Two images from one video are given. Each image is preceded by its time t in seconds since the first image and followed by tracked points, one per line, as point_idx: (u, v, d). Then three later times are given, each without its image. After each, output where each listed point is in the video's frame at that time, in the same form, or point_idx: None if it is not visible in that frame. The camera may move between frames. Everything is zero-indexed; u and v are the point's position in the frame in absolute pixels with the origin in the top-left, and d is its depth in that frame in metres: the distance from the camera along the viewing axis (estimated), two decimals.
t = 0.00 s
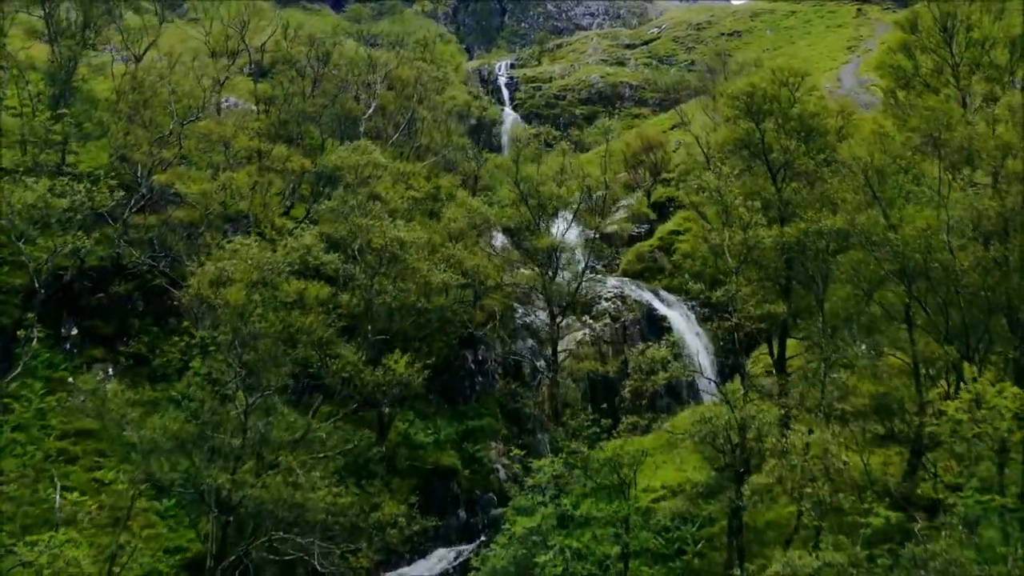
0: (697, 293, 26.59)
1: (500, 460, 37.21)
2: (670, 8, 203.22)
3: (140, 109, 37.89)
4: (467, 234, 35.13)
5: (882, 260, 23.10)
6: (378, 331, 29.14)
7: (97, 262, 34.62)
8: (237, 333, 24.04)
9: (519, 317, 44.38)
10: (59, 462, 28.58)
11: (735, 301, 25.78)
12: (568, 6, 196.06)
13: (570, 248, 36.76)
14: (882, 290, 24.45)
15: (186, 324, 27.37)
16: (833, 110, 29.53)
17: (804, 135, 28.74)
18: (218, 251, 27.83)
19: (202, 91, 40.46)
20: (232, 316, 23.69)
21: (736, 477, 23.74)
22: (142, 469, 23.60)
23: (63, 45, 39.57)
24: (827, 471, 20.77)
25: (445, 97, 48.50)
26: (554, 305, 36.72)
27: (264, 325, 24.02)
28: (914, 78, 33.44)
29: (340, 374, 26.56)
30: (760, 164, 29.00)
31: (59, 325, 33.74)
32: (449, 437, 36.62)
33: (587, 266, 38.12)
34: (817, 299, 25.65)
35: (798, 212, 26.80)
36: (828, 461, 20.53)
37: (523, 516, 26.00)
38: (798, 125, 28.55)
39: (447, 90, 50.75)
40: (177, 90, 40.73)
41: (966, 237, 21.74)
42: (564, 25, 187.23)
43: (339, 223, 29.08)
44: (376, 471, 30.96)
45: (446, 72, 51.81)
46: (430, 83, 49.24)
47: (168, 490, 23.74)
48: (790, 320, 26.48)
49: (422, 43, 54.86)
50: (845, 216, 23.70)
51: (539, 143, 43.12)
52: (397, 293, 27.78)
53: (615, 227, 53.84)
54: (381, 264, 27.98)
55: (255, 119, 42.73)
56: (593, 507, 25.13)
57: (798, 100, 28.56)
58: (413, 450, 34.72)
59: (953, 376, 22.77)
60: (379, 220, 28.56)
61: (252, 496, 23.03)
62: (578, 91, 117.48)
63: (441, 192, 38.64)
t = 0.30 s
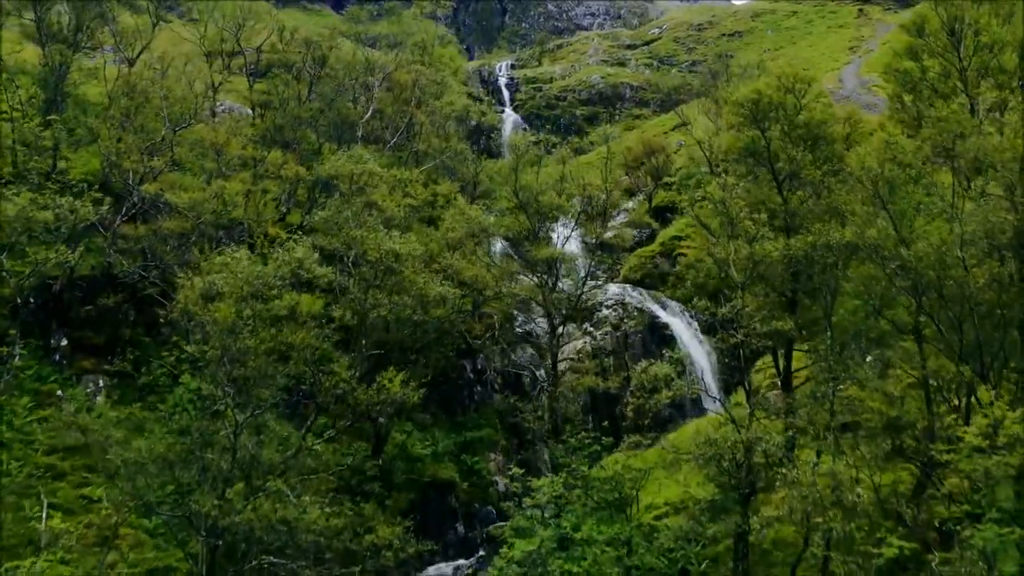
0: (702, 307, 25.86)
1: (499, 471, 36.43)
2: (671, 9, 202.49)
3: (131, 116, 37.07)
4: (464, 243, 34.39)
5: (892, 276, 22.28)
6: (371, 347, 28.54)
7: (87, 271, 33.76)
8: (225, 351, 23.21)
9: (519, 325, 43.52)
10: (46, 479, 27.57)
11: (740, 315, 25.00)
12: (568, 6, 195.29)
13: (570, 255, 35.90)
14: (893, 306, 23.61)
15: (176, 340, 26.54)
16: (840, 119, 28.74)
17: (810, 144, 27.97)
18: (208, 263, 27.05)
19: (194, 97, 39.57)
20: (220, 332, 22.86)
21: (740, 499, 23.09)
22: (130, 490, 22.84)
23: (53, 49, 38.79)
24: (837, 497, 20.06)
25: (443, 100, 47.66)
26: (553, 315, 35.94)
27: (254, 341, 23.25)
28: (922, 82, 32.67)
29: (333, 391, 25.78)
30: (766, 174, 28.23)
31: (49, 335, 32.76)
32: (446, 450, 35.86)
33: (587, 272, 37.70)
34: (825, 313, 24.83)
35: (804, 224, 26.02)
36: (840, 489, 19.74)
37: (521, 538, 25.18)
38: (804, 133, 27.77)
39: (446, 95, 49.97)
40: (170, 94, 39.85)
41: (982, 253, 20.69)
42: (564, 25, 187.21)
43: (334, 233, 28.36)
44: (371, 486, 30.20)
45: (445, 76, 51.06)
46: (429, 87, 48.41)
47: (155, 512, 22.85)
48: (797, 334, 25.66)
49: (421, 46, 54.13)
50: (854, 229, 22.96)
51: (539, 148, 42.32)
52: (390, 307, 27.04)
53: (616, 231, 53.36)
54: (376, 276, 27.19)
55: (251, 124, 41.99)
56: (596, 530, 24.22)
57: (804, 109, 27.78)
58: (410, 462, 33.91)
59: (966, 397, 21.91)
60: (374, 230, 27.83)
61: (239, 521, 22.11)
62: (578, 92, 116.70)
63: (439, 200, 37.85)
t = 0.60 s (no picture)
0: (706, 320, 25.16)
1: (499, 483, 35.46)
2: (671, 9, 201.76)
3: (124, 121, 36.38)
4: (462, 251, 33.69)
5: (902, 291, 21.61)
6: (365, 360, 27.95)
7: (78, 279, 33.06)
8: (216, 367, 22.54)
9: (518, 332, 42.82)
10: (35, 494, 26.64)
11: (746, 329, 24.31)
12: (569, 6, 194.54)
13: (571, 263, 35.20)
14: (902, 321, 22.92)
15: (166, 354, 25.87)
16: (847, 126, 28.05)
17: (815, 151, 27.25)
18: (199, 274, 26.38)
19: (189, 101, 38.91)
20: (210, 348, 22.20)
21: (748, 519, 22.28)
22: (118, 511, 22.18)
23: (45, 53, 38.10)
24: (847, 521, 19.38)
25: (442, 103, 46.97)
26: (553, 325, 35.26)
27: (245, 357, 22.57)
28: (928, 87, 31.93)
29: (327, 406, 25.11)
30: (771, 182, 27.52)
31: (39, 344, 32.03)
32: (444, 460, 34.53)
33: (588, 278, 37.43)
34: (833, 328, 24.11)
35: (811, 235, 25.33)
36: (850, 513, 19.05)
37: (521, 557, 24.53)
38: (810, 141, 27.06)
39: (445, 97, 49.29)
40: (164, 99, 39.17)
41: (996, 268, 20.03)
42: (565, 25, 186.54)
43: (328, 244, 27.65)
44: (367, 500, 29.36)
45: (444, 78, 50.37)
46: (428, 90, 47.71)
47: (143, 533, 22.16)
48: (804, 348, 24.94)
49: (420, 48, 53.44)
50: (863, 242, 22.29)
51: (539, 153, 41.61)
52: (385, 319, 26.38)
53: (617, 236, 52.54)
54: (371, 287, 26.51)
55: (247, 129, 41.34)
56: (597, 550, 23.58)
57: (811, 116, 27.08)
58: (408, 474, 32.82)
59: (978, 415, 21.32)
60: (369, 240, 27.32)
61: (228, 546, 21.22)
62: (579, 92, 116.01)
63: (437, 206, 37.15)
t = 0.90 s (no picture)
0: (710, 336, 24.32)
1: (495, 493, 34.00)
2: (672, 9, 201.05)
3: (114, 128, 35.55)
4: (459, 260, 32.89)
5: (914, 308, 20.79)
6: (359, 375, 27.19)
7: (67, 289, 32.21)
8: (202, 387, 21.70)
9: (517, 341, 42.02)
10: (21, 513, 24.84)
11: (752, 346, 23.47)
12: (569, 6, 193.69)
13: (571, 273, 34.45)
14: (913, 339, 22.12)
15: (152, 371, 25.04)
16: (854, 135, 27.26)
17: (822, 161, 26.45)
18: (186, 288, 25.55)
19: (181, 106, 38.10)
20: (195, 367, 21.36)
21: (756, 545, 21.41)
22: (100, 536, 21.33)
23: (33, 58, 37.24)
24: (856, 550, 18.69)
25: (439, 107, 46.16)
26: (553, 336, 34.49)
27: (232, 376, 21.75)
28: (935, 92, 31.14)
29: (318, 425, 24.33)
30: (776, 193, 26.72)
31: (28, 356, 30.83)
32: (442, 472, 33.10)
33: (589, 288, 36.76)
34: (842, 346, 23.28)
35: (818, 248, 24.52)
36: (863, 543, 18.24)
37: None
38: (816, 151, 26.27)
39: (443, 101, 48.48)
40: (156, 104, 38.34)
41: (1013, 287, 19.21)
42: (565, 25, 185.72)
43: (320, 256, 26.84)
44: (362, 518, 28.50)
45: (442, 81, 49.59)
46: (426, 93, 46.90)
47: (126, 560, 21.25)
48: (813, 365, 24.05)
49: (417, 51, 52.60)
50: (873, 257, 21.48)
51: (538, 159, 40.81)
52: (378, 334, 25.62)
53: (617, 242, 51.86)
54: (364, 302, 25.74)
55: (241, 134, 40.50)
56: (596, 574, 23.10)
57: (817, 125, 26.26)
58: (404, 488, 31.48)
59: (993, 437, 20.52)
60: (363, 253, 26.59)
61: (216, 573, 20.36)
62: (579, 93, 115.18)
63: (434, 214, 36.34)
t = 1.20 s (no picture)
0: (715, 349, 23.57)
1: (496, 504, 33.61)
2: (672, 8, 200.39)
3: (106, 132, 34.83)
4: (456, 268, 32.19)
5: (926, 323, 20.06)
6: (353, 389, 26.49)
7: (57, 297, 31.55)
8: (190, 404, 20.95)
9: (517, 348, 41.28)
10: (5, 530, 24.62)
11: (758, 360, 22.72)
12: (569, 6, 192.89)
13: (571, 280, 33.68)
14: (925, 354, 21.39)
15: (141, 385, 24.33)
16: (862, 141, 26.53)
17: (829, 169, 25.69)
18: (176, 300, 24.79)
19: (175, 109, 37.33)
20: (181, 384, 20.59)
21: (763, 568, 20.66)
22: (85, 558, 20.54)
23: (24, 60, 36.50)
24: None
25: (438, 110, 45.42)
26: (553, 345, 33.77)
27: (220, 393, 21.01)
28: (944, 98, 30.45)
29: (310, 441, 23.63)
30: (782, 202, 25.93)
31: (17, 365, 30.40)
32: (441, 483, 32.20)
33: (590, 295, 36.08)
34: (851, 360, 22.53)
35: (826, 259, 23.78)
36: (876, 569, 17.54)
37: None
38: (824, 159, 25.49)
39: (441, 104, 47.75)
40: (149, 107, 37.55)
41: None
42: (565, 25, 184.87)
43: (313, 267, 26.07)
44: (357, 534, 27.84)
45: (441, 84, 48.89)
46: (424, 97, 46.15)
47: None
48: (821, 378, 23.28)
49: (416, 53, 51.83)
50: (885, 271, 20.73)
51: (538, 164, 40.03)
52: (372, 347, 24.92)
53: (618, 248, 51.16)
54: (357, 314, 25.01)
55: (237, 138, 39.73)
56: None
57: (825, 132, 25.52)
58: (401, 500, 30.19)
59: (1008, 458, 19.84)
60: (357, 264, 25.87)
61: None
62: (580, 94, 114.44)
63: (432, 220, 35.60)
